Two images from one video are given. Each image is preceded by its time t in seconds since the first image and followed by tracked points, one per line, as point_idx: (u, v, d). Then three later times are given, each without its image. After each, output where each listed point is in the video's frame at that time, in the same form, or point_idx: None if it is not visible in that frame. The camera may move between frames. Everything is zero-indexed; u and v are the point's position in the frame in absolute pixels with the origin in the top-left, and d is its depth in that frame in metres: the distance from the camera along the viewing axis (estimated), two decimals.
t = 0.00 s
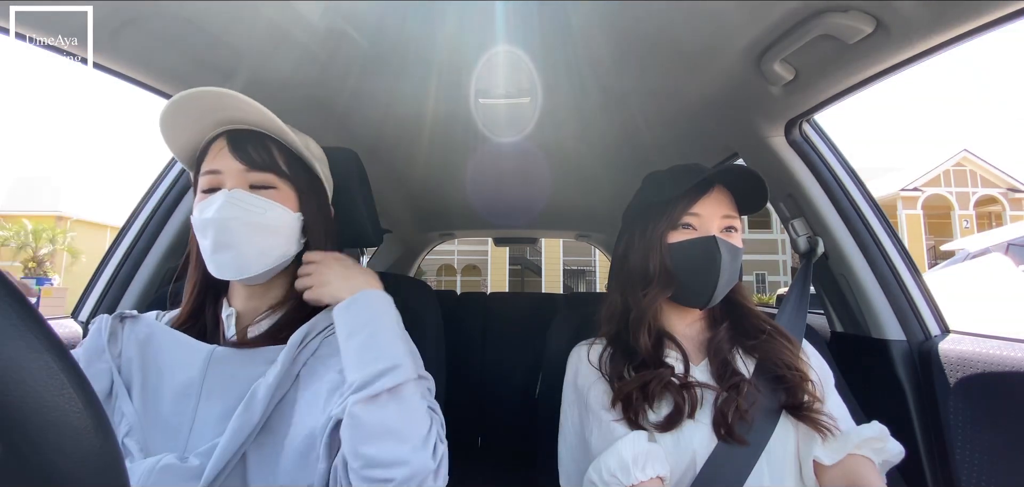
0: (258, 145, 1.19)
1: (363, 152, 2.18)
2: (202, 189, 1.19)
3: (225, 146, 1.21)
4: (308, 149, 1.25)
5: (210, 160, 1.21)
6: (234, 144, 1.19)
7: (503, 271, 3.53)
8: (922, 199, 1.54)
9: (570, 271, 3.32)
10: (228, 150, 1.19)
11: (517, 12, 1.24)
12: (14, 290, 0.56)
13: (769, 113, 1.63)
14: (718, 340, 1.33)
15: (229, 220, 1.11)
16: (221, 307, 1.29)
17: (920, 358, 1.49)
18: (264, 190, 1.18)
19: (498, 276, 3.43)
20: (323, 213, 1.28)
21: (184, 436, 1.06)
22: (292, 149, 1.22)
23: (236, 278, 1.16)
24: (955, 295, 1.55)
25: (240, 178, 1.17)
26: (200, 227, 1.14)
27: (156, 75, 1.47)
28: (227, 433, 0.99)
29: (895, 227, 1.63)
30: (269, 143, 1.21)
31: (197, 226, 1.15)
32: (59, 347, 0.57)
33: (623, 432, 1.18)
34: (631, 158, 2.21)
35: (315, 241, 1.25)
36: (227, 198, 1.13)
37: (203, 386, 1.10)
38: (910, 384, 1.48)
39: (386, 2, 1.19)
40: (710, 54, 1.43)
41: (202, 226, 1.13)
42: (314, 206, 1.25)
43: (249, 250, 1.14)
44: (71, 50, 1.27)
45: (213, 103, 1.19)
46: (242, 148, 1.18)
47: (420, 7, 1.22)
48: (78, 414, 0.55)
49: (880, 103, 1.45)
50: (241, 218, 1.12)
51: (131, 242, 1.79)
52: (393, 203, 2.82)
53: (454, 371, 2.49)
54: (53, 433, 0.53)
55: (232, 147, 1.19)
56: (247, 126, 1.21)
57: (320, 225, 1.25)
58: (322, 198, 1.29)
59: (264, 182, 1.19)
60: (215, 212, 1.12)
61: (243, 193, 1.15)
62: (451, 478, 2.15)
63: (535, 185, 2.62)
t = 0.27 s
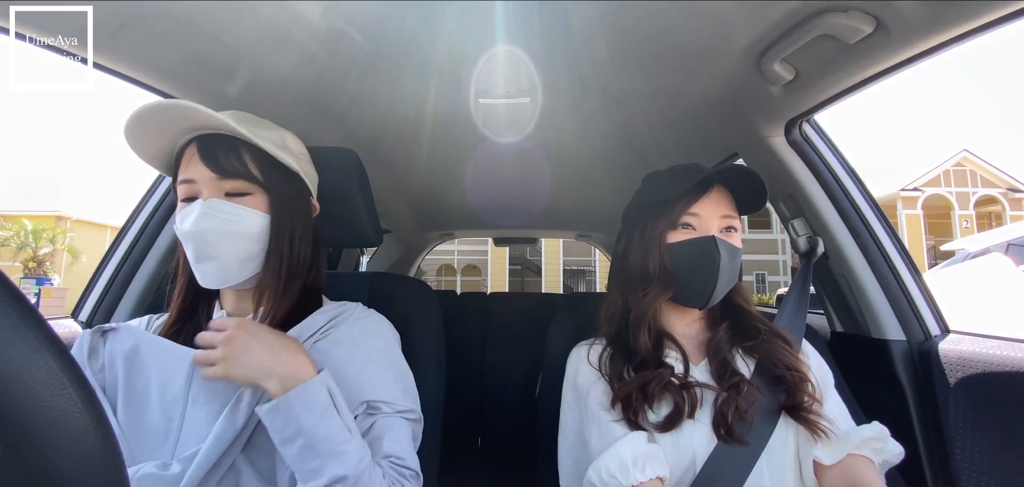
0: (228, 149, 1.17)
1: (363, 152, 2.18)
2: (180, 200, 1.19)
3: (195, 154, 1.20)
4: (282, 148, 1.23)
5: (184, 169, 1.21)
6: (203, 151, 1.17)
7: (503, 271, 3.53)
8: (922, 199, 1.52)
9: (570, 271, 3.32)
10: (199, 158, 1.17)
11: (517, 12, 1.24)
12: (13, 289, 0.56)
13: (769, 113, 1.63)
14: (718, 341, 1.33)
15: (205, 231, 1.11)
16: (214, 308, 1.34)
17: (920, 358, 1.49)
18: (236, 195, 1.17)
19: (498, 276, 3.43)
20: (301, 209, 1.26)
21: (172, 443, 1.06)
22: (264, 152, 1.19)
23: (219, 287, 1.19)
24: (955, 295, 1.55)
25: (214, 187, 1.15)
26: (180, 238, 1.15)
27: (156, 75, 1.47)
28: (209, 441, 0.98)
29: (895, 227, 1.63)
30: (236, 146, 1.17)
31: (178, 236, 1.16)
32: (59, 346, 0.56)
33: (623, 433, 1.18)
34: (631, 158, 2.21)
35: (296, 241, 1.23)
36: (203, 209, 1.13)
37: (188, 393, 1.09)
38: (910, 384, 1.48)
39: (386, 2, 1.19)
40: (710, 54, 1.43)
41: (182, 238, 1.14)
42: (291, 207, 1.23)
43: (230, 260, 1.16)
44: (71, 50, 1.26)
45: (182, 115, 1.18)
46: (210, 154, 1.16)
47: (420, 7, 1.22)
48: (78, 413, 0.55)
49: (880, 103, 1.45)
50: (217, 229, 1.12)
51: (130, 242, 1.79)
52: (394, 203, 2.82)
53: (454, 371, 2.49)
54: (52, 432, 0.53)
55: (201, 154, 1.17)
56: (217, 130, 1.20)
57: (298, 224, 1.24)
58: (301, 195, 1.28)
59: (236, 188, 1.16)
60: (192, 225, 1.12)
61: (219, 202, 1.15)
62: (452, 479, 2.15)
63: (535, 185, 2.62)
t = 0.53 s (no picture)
0: (205, 147, 1.16)
1: (363, 152, 2.18)
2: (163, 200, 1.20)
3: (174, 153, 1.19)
4: (261, 145, 1.22)
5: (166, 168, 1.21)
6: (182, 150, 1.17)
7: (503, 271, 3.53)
8: (922, 200, 1.52)
9: (570, 270, 3.33)
10: (178, 157, 1.17)
11: (517, 12, 1.24)
12: (14, 290, 0.56)
13: (769, 113, 1.63)
14: (719, 341, 1.33)
15: (180, 231, 1.10)
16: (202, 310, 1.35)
17: (920, 358, 1.49)
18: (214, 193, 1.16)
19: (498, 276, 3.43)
20: (285, 208, 1.26)
21: (168, 454, 1.06)
22: (240, 149, 1.19)
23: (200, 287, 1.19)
24: (955, 295, 1.55)
25: (193, 187, 1.15)
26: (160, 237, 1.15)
27: (156, 75, 1.47)
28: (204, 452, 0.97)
29: (895, 227, 1.63)
30: (212, 142, 1.17)
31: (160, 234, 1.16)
32: (60, 347, 0.56)
33: (622, 433, 1.18)
34: (631, 157, 2.21)
35: (279, 242, 1.23)
36: (179, 208, 1.11)
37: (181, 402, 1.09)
38: (910, 384, 1.48)
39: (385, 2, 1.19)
40: (710, 54, 1.43)
41: (160, 238, 1.14)
42: (270, 205, 1.22)
43: (207, 261, 1.16)
44: (71, 50, 1.26)
45: (158, 112, 1.18)
46: (188, 153, 1.16)
47: (420, 6, 1.22)
48: (79, 413, 0.55)
49: (880, 103, 1.45)
50: (193, 230, 1.12)
51: (130, 242, 1.79)
52: (394, 203, 2.82)
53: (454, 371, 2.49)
54: (53, 431, 0.53)
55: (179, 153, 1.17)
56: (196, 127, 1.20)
57: (279, 224, 1.23)
58: (285, 193, 1.27)
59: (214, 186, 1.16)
60: (167, 225, 1.11)
61: (196, 201, 1.13)
62: (452, 479, 2.15)
63: (535, 185, 2.62)
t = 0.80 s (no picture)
0: (194, 145, 1.17)
1: (363, 152, 2.18)
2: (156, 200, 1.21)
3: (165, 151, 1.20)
4: (251, 144, 1.22)
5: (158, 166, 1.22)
6: (173, 149, 1.18)
7: (503, 271, 3.53)
8: (922, 199, 1.52)
9: (570, 270, 3.33)
10: (168, 156, 1.18)
11: (516, 11, 1.24)
12: (14, 290, 0.56)
13: (770, 113, 1.63)
14: (719, 341, 1.32)
15: (165, 229, 1.11)
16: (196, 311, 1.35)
17: (920, 358, 1.49)
18: (202, 191, 1.17)
19: (498, 276, 3.43)
20: (278, 207, 1.26)
21: (171, 463, 1.06)
22: (229, 149, 1.19)
23: (188, 285, 1.20)
24: (955, 295, 1.55)
25: (181, 184, 1.16)
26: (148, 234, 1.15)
27: (156, 75, 1.47)
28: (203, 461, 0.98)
29: (895, 227, 1.63)
30: (201, 142, 1.18)
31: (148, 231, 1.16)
32: (61, 348, 0.56)
33: (622, 434, 1.18)
34: (631, 157, 2.20)
35: (270, 240, 1.23)
36: (166, 206, 1.12)
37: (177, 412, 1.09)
38: (910, 384, 1.48)
39: (385, 2, 1.19)
40: (710, 54, 1.43)
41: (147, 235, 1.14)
42: (260, 203, 1.21)
43: (193, 259, 1.16)
44: (71, 50, 1.26)
45: (148, 114, 1.19)
46: (176, 151, 1.17)
47: (419, 6, 1.22)
48: (79, 413, 0.55)
49: (880, 103, 1.45)
50: (179, 228, 1.12)
51: (130, 242, 1.79)
52: (394, 203, 2.82)
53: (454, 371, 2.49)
54: (53, 432, 0.53)
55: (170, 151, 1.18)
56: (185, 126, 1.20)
57: (268, 223, 1.22)
58: (278, 193, 1.27)
59: (203, 185, 1.16)
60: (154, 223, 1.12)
61: (185, 199, 1.14)
62: (451, 478, 2.15)
63: (535, 185, 2.62)
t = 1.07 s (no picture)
0: (195, 140, 1.19)
1: (363, 152, 2.18)
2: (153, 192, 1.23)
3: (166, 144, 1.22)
4: (251, 141, 1.22)
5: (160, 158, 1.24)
6: (173, 143, 1.19)
7: (503, 271, 3.53)
8: (922, 199, 1.53)
9: (570, 270, 3.33)
10: (169, 149, 1.20)
11: (516, 11, 1.24)
12: (14, 292, 0.56)
13: (770, 113, 1.63)
14: (719, 341, 1.32)
15: (156, 220, 1.11)
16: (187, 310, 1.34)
17: (920, 358, 1.49)
18: (201, 186, 1.18)
19: (498, 276, 3.43)
20: (275, 208, 1.26)
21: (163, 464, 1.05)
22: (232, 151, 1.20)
23: (175, 279, 1.19)
24: (955, 295, 1.55)
25: (180, 175, 1.18)
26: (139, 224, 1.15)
27: (156, 74, 1.47)
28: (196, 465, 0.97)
29: (895, 227, 1.63)
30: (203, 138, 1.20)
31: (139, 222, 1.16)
32: (61, 349, 0.56)
33: (622, 434, 1.18)
34: (631, 157, 2.20)
35: (263, 238, 1.22)
36: (162, 197, 1.13)
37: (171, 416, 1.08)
38: (910, 384, 1.48)
39: (385, 2, 1.19)
40: (710, 54, 1.43)
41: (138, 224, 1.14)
42: (255, 201, 1.21)
43: (181, 252, 1.15)
44: (71, 50, 1.27)
45: (149, 107, 1.21)
46: (178, 145, 1.19)
47: (420, 6, 1.22)
48: (79, 414, 0.55)
49: (880, 103, 1.45)
50: (170, 219, 1.12)
51: (130, 242, 1.79)
52: (394, 204, 2.82)
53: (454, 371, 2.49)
54: (53, 432, 0.53)
55: (171, 143, 1.20)
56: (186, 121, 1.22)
57: (262, 221, 1.21)
58: (275, 194, 1.27)
59: (202, 179, 1.18)
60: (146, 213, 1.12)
61: (181, 192, 1.15)
62: (451, 478, 2.15)
63: (535, 185, 2.62)
